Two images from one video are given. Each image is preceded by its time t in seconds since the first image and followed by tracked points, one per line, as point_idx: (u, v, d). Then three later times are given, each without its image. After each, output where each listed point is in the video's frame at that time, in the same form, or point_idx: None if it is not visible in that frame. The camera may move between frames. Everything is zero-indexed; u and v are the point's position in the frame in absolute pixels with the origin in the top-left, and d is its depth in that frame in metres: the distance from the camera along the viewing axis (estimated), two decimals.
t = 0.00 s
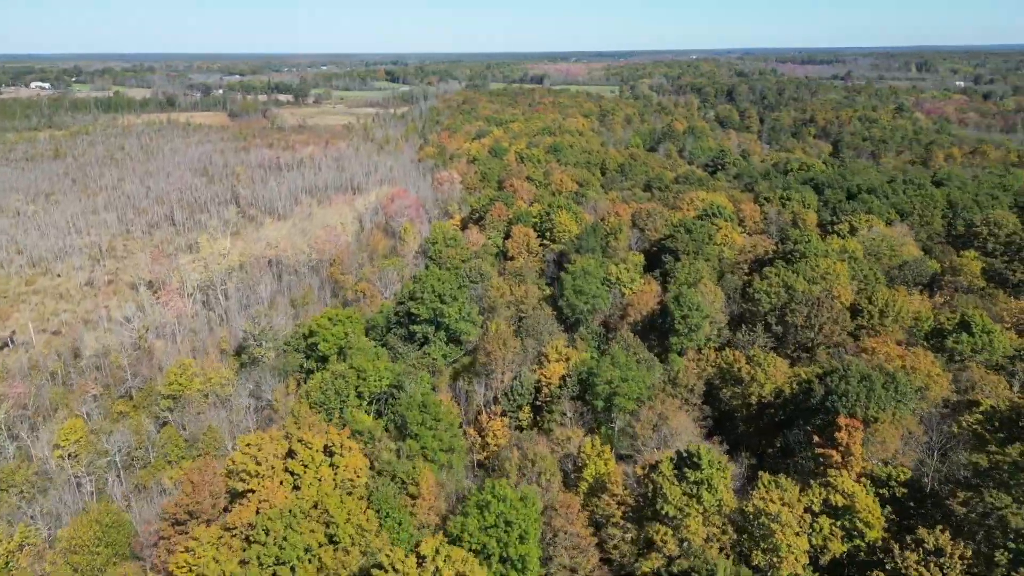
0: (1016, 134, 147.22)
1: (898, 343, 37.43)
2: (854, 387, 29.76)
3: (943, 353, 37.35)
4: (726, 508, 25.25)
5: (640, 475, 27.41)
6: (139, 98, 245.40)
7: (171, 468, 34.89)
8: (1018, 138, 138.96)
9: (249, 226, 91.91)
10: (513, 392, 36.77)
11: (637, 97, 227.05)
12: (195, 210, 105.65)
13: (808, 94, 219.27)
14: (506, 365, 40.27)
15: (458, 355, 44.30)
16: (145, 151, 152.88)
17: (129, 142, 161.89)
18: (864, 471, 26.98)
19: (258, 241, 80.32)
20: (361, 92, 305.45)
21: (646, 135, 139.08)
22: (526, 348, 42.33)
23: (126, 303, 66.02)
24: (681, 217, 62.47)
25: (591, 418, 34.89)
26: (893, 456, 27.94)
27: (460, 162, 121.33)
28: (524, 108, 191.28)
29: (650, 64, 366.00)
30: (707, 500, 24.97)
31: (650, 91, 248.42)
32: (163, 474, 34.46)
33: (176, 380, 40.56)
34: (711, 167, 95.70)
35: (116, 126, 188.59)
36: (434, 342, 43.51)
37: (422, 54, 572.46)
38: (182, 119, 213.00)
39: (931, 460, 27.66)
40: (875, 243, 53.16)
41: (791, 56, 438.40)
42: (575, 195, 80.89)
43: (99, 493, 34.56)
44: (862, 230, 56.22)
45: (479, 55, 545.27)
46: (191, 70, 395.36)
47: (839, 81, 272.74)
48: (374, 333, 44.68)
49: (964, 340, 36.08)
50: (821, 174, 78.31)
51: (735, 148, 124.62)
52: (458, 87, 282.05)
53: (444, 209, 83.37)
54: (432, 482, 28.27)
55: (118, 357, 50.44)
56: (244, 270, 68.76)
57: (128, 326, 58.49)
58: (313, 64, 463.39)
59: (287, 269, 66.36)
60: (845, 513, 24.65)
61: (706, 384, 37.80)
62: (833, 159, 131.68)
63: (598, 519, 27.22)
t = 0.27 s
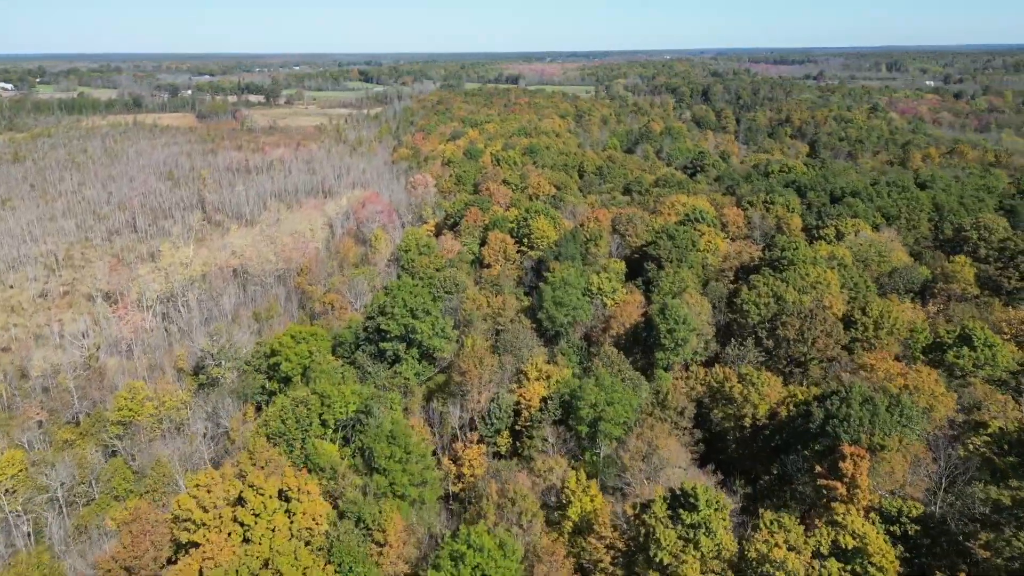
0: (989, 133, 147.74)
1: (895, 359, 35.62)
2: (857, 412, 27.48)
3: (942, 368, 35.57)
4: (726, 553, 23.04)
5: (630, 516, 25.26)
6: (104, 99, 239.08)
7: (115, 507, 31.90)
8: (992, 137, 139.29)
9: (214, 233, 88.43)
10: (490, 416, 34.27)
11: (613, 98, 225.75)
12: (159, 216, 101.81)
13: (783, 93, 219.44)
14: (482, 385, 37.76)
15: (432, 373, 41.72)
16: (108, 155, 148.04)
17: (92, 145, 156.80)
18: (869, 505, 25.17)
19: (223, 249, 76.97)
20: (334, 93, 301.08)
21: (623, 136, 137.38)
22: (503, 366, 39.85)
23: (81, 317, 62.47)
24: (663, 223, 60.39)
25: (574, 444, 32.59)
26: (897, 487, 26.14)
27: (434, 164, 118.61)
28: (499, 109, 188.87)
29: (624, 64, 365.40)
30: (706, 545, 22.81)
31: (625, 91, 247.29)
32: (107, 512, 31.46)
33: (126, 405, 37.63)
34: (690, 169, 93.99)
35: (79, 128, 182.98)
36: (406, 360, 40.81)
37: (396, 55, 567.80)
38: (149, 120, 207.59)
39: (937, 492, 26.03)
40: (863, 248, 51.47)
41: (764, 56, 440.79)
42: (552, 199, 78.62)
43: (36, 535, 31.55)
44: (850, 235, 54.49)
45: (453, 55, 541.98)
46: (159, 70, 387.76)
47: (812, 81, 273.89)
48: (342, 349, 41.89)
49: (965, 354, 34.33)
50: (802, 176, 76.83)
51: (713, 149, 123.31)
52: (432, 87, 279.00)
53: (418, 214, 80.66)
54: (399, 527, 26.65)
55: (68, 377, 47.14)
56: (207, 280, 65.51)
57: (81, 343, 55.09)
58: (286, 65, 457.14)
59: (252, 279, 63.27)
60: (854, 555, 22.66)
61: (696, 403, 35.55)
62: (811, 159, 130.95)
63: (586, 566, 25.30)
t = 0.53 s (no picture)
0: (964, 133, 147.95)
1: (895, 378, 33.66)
2: (864, 442, 25.22)
3: (944, 386, 33.66)
4: None
5: (620, 567, 23.03)
6: (68, 100, 232.69)
7: (50, 556, 28.95)
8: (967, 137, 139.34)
9: (178, 241, 84.96)
10: (466, 445, 31.73)
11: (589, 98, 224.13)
12: (121, 223, 97.94)
13: (758, 93, 219.33)
14: (457, 410, 35.19)
15: (403, 395, 39.11)
16: (70, 158, 143.19)
17: (53, 148, 151.69)
18: (880, 550, 23.12)
19: (186, 258, 73.61)
20: (306, 93, 296.51)
21: (600, 137, 135.55)
22: (480, 388, 37.29)
23: (31, 332, 58.90)
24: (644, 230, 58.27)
25: (558, 478, 30.35)
26: (910, 528, 24.04)
27: (408, 167, 115.74)
28: (474, 110, 186.31)
29: (600, 64, 364.95)
30: None
31: (601, 92, 245.89)
32: (42, 561, 28.54)
33: (69, 437, 34.70)
34: (670, 171, 92.20)
35: (41, 130, 177.33)
36: (375, 382, 38.04)
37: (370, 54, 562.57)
38: (114, 122, 202.10)
39: (956, 533, 23.91)
40: (851, 256, 49.73)
41: (738, 56, 442.77)
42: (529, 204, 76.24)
43: None
44: (838, 242, 52.69)
45: (428, 55, 537.97)
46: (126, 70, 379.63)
47: (787, 81, 274.47)
48: (308, 371, 39.09)
49: (969, 372, 32.46)
50: (784, 179, 75.26)
51: (690, 151, 121.78)
52: (407, 87, 275.65)
53: (391, 219, 77.84)
54: None
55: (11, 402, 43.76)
56: (168, 292, 62.22)
57: (29, 362, 51.61)
58: (258, 65, 450.63)
59: (216, 291, 60.11)
60: None
61: (685, 427, 33.32)
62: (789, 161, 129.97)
63: None
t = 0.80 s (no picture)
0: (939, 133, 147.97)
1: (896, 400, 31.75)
2: (876, 479, 23.06)
3: (947, 407, 31.81)
4: None
5: None
6: (30, 101, 225.93)
7: None
8: (943, 137, 139.14)
9: (140, 249, 81.34)
10: (440, 479, 29.24)
11: (565, 98, 222.17)
12: (80, 230, 93.90)
13: (734, 93, 218.92)
14: (431, 439, 32.63)
15: (373, 421, 36.51)
16: (30, 161, 138.19)
17: (12, 151, 146.40)
18: None
19: (147, 268, 70.18)
20: (278, 94, 291.49)
21: (577, 139, 133.50)
22: (456, 414, 34.85)
23: None
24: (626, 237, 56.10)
25: (541, 518, 27.93)
26: None
27: (381, 170, 112.80)
28: (449, 110, 183.56)
29: (575, 64, 363.46)
30: None
31: (578, 92, 244.19)
32: None
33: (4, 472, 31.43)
34: (650, 174, 90.27)
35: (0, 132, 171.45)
36: (343, 408, 35.40)
37: (343, 54, 556.66)
38: (78, 124, 196.36)
39: None
40: (841, 264, 47.92)
41: (712, 56, 444.04)
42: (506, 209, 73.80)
43: None
44: (826, 249, 50.87)
45: (402, 54, 533.45)
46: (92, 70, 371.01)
47: (762, 82, 274.68)
48: (269, 395, 36.34)
49: (975, 393, 30.59)
50: (766, 182, 73.53)
51: (669, 153, 120.06)
52: (381, 87, 271.95)
53: (362, 225, 74.94)
54: None
55: None
56: (125, 305, 58.87)
57: None
58: (229, 65, 443.61)
59: (176, 305, 56.92)
60: None
61: (676, 455, 31.11)
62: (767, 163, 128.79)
63: None
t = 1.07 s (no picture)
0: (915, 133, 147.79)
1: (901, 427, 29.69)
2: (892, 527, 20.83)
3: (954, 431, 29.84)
4: None
5: None
6: None
7: None
8: (919, 137, 138.78)
9: (99, 259, 77.60)
10: (411, 522, 26.73)
11: (542, 99, 219.91)
12: (37, 238, 89.76)
13: (710, 93, 218.37)
14: (402, 473, 30.02)
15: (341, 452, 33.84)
16: None
17: None
18: None
19: (104, 279, 66.68)
20: (249, 95, 286.24)
21: (554, 141, 131.37)
22: (430, 445, 32.26)
23: None
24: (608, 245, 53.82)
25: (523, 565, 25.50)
26: None
27: (353, 174, 109.72)
28: (424, 111, 180.58)
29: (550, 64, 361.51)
30: None
31: (554, 92, 242.28)
32: None
33: None
34: (629, 177, 88.25)
35: None
36: (306, 439, 32.64)
37: (316, 54, 550.35)
38: (41, 126, 190.47)
39: None
40: (831, 273, 46.03)
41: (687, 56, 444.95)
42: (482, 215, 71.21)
43: None
44: (815, 256, 48.97)
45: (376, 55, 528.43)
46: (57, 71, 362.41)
47: (737, 82, 274.49)
48: (227, 424, 33.44)
49: (984, 416, 28.63)
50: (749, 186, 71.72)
51: (647, 155, 118.20)
52: (354, 88, 268.03)
53: (333, 233, 72.03)
54: None
55: None
56: (77, 321, 55.47)
57: None
58: (200, 65, 435.93)
59: (132, 322, 53.68)
60: None
61: (667, 488, 28.85)
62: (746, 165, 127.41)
63: None
